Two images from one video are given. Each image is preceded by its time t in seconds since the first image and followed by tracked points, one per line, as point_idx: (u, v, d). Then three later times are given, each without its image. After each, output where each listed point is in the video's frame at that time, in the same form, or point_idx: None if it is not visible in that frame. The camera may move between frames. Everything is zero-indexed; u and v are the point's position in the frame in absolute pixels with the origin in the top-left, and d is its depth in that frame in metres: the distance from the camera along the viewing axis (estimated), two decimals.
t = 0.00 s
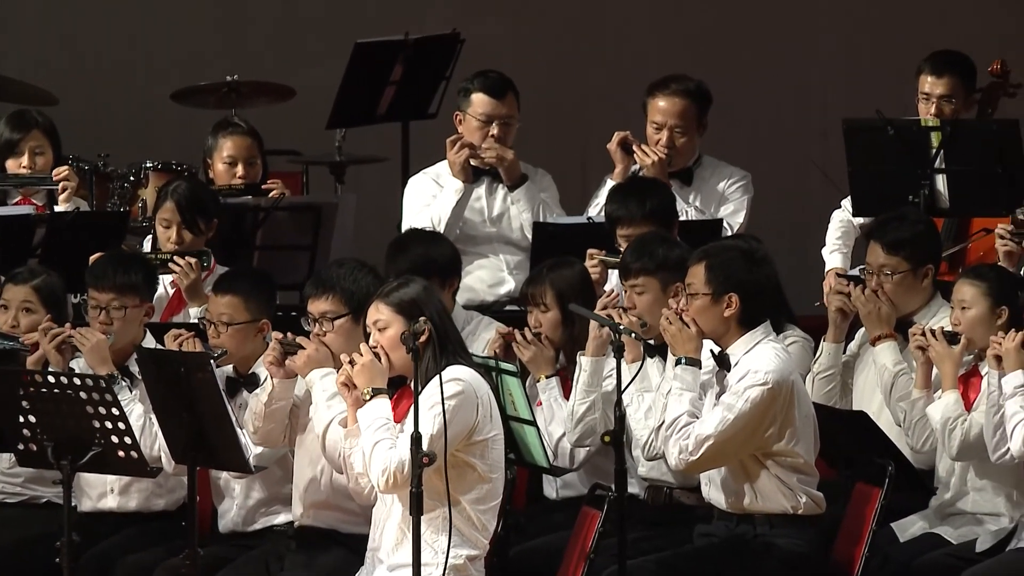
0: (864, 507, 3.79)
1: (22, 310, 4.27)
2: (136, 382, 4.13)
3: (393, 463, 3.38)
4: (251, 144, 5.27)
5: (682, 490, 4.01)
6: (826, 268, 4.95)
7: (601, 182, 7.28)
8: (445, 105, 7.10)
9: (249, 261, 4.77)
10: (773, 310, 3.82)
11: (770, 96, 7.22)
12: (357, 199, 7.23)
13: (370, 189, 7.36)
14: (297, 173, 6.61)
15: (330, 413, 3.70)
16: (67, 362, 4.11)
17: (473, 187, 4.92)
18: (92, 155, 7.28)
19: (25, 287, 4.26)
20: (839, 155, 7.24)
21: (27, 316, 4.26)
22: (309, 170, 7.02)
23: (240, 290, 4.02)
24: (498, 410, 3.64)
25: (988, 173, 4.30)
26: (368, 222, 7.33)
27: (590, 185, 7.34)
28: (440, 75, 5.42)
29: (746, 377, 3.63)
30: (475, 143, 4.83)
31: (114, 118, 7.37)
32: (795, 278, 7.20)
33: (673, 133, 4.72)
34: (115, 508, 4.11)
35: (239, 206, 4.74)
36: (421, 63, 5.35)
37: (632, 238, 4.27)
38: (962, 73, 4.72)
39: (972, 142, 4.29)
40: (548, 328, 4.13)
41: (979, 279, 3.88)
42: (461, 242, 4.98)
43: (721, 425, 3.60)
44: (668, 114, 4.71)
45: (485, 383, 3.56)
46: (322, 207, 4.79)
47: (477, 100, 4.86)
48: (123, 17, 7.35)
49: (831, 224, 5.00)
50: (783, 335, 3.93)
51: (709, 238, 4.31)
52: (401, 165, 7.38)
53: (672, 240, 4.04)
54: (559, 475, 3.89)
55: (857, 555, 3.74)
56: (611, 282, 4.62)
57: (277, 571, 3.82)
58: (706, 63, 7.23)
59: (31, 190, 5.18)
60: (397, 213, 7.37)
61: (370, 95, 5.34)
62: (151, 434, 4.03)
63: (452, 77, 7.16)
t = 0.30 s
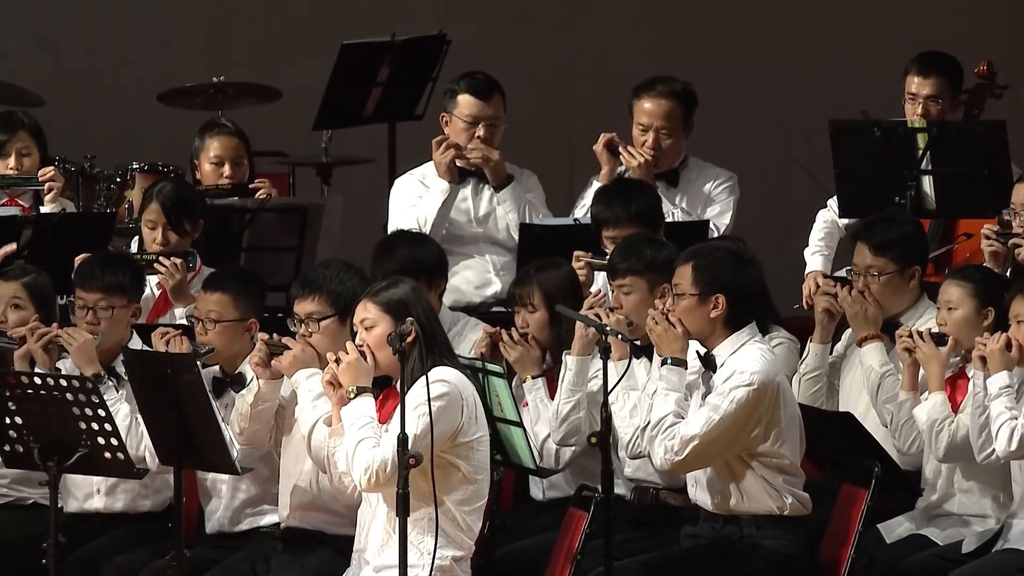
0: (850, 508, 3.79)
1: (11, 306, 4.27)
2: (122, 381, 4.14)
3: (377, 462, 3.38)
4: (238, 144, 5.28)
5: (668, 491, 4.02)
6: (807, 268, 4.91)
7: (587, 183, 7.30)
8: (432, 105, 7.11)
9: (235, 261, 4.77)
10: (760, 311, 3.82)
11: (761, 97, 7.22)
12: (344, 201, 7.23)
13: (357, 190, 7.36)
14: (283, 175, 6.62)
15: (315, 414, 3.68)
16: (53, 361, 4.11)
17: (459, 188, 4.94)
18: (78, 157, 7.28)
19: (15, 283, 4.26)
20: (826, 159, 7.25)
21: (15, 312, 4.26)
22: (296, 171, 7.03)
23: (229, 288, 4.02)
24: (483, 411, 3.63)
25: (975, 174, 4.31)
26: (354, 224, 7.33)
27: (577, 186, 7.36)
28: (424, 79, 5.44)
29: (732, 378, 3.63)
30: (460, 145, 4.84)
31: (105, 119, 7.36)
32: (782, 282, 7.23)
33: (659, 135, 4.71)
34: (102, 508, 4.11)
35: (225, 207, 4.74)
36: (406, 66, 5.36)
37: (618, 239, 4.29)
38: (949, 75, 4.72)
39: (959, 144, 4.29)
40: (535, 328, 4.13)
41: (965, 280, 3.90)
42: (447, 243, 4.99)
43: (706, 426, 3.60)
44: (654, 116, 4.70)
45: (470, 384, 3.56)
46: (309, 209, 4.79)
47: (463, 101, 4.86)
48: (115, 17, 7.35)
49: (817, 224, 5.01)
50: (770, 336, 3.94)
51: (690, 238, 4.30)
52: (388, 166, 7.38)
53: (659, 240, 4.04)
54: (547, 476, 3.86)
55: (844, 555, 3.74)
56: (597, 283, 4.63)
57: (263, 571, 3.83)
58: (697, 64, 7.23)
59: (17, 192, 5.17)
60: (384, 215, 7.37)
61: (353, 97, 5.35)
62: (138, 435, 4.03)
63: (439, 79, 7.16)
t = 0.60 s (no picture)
0: (837, 510, 3.79)
1: None
2: (110, 383, 4.14)
3: (362, 461, 3.38)
4: (226, 146, 5.29)
5: (655, 492, 4.01)
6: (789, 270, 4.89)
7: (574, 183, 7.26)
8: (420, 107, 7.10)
9: (223, 263, 4.76)
10: (748, 314, 3.81)
11: (753, 98, 7.18)
12: (330, 203, 7.22)
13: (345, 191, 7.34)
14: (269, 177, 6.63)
15: (301, 415, 3.72)
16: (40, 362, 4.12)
17: (445, 189, 4.96)
18: (66, 158, 7.28)
19: (6, 280, 4.26)
20: (812, 161, 7.19)
21: (4, 308, 4.25)
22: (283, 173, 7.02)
23: (216, 290, 4.02)
24: (470, 412, 3.63)
25: (961, 175, 4.33)
26: (340, 225, 7.30)
27: (565, 186, 7.33)
28: (412, 81, 5.51)
29: (719, 378, 3.63)
30: (447, 145, 4.85)
31: (97, 120, 7.36)
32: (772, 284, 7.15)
33: (645, 135, 4.72)
34: (88, 510, 4.10)
35: (212, 208, 4.73)
36: (393, 67, 5.41)
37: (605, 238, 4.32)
38: (935, 75, 4.73)
39: (946, 144, 4.31)
40: (523, 326, 4.14)
41: (953, 281, 3.89)
42: (435, 243, 5.01)
43: (692, 426, 3.60)
44: (640, 117, 4.72)
45: (457, 385, 3.56)
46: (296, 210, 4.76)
47: (449, 102, 4.88)
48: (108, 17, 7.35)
49: (802, 225, 5.01)
50: (758, 336, 3.93)
51: (679, 238, 4.30)
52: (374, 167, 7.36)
53: (650, 240, 4.03)
54: (534, 477, 3.87)
55: (831, 556, 3.74)
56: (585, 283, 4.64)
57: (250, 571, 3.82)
58: (687, 64, 7.20)
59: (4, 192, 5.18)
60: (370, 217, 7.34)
61: (341, 98, 5.39)
62: (125, 437, 4.03)
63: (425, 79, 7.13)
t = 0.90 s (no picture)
0: (824, 511, 3.80)
1: None
2: (97, 385, 4.13)
3: (352, 465, 3.36)
4: (213, 149, 5.29)
5: (642, 493, 4.02)
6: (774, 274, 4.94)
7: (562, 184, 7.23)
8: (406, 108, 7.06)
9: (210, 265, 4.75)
10: (735, 315, 3.81)
11: (745, 97, 7.14)
12: (318, 203, 7.19)
13: (331, 192, 7.31)
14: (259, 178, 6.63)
15: (288, 418, 3.69)
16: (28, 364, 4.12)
17: (432, 190, 4.98)
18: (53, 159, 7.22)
19: None
20: (800, 161, 7.17)
21: None
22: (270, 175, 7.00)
23: (201, 293, 4.02)
24: (459, 414, 3.61)
25: (948, 177, 4.35)
26: (325, 227, 7.27)
27: (551, 186, 7.29)
28: (400, 82, 5.61)
29: (706, 379, 3.63)
30: (434, 147, 4.86)
31: (83, 117, 7.30)
32: (761, 283, 7.08)
33: (633, 137, 4.73)
34: (76, 511, 4.10)
35: (200, 209, 4.72)
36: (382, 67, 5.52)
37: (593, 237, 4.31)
38: (923, 78, 4.74)
39: (932, 145, 4.34)
40: (510, 330, 4.14)
41: (940, 283, 3.89)
42: (422, 245, 5.03)
43: (679, 426, 3.59)
44: (627, 118, 4.72)
45: (446, 387, 3.54)
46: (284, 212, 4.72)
47: (435, 104, 4.90)
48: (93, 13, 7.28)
49: (790, 227, 5.04)
50: (745, 337, 3.94)
51: (668, 239, 4.30)
52: (361, 168, 7.34)
53: (636, 242, 4.04)
54: (521, 478, 3.87)
55: (818, 557, 3.75)
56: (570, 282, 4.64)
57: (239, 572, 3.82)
58: (678, 63, 7.17)
59: None
60: (356, 217, 7.32)
61: (331, 97, 5.50)
62: (113, 439, 4.03)
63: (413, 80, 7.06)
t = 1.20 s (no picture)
0: (810, 511, 3.79)
1: None
2: (83, 385, 4.14)
3: (340, 466, 3.33)
4: (197, 150, 5.30)
5: (627, 494, 4.00)
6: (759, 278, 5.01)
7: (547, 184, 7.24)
8: (391, 109, 7.06)
9: (195, 265, 4.76)
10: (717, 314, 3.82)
11: (734, 97, 7.13)
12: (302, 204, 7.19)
13: (315, 193, 7.31)
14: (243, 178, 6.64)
15: (273, 418, 3.69)
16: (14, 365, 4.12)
17: (416, 190, 4.99)
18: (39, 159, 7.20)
19: None
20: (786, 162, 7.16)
21: None
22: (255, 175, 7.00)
23: (183, 293, 4.03)
24: (445, 415, 3.59)
25: (933, 177, 4.37)
26: (309, 227, 7.26)
27: (537, 187, 7.31)
28: (384, 81, 5.66)
29: (691, 380, 3.63)
30: (418, 147, 4.87)
31: (71, 117, 7.28)
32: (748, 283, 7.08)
33: (618, 137, 4.74)
34: (60, 511, 4.11)
35: (183, 209, 4.73)
36: (365, 67, 5.57)
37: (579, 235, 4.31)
38: (909, 82, 4.76)
39: (917, 145, 4.36)
40: (496, 336, 4.15)
41: (924, 284, 3.89)
42: (406, 244, 5.04)
43: (665, 428, 3.58)
44: (612, 119, 4.73)
45: (433, 388, 3.51)
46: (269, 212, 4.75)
47: (419, 104, 4.89)
48: (79, 14, 7.27)
49: (776, 231, 5.09)
50: (729, 337, 3.95)
51: (652, 240, 4.33)
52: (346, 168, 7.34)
53: (619, 243, 4.05)
54: (506, 478, 3.85)
55: (803, 557, 3.75)
56: (554, 282, 4.66)
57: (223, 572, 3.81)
58: (666, 63, 7.16)
59: None
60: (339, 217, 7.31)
61: (318, 98, 5.55)
62: (98, 439, 4.03)
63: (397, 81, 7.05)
